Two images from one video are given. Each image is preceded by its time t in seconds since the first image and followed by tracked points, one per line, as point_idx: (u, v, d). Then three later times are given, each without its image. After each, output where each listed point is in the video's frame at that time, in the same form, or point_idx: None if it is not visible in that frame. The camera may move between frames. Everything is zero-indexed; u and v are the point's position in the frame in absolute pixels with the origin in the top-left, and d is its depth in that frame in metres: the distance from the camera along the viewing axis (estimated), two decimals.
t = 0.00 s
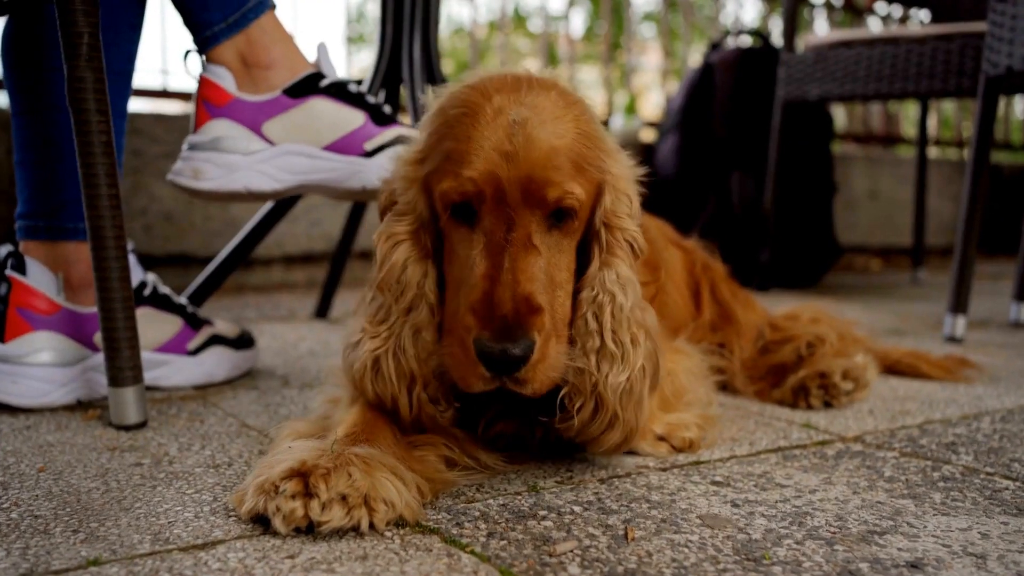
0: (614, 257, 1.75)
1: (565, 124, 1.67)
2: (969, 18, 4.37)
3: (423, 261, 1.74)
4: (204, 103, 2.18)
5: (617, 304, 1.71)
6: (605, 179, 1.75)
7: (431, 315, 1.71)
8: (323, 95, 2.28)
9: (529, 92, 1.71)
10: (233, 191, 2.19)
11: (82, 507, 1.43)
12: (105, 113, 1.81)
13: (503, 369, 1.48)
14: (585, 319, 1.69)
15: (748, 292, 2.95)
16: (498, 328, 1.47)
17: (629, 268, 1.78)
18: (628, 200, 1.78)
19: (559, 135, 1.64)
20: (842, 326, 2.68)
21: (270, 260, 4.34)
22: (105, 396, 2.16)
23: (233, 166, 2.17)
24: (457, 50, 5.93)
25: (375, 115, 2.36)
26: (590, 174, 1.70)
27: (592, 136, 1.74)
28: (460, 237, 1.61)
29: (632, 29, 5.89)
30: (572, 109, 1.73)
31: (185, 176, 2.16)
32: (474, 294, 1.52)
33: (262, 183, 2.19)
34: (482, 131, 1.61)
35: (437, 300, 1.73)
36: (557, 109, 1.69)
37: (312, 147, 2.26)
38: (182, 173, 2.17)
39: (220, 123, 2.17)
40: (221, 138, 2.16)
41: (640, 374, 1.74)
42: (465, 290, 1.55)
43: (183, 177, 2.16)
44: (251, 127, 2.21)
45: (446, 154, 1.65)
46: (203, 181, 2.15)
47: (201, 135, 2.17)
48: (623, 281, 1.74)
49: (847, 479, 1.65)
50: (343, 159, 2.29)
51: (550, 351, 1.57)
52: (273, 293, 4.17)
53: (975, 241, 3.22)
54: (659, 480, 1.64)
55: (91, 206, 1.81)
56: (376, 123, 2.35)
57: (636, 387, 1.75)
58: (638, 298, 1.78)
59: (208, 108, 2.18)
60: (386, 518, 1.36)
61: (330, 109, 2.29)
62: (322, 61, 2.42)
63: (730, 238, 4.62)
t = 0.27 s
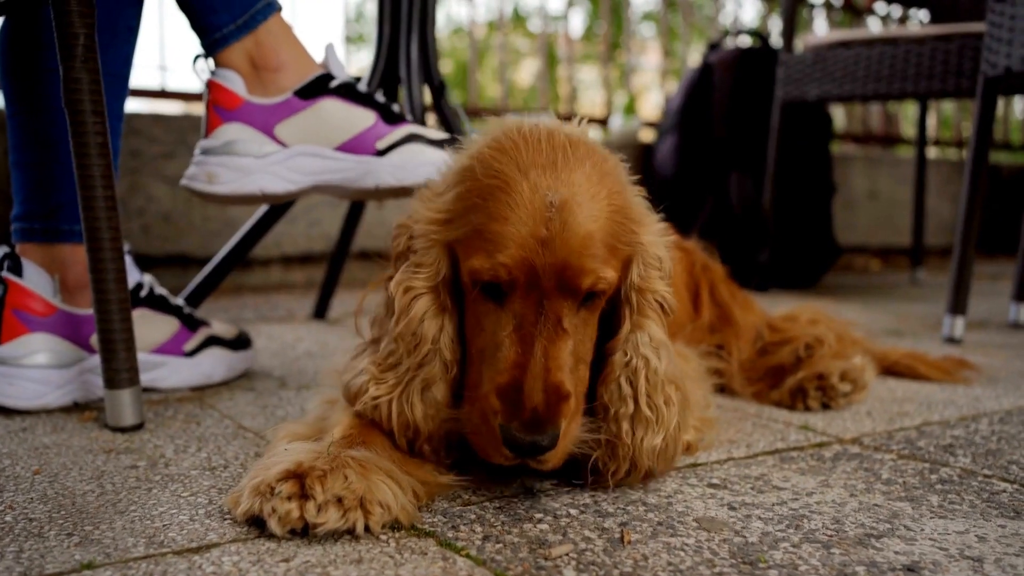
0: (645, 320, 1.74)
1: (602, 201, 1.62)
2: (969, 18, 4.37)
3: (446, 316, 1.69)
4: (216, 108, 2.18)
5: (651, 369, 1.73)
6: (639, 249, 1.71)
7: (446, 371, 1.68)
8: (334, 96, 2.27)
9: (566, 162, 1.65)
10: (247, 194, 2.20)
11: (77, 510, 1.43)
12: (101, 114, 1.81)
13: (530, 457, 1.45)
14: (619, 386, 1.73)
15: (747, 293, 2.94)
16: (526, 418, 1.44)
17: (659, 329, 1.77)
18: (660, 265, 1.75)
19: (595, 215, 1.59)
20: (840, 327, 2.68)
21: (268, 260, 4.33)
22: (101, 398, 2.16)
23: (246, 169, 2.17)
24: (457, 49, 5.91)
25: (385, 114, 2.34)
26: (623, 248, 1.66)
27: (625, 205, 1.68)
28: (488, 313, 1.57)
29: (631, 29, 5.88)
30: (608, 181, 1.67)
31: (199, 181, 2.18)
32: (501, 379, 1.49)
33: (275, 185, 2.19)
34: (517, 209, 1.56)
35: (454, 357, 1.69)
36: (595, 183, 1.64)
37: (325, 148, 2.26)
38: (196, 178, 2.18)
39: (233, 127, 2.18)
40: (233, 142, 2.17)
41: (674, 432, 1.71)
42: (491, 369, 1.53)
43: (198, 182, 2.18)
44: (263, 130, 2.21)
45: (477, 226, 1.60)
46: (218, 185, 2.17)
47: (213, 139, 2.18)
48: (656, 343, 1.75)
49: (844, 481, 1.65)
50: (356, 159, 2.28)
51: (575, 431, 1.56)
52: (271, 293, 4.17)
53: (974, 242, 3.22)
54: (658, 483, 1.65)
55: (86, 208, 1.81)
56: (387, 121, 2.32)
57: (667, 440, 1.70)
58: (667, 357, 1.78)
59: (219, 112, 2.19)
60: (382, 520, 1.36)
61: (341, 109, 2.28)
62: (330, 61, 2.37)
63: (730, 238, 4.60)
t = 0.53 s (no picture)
0: (660, 355, 1.74)
1: (608, 233, 1.63)
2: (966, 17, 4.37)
3: (448, 349, 1.67)
4: (216, 107, 2.18)
5: (674, 402, 1.70)
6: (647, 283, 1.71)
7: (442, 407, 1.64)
8: (334, 95, 2.26)
9: (571, 196, 1.66)
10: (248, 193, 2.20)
11: (69, 505, 1.43)
12: (95, 110, 1.81)
13: (543, 485, 1.38)
14: (641, 422, 1.69)
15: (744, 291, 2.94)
16: (537, 439, 1.38)
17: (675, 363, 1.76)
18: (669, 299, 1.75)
19: (602, 245, 1.59)
20: (837, 325, 2.69)
21: (266, 259, 4.34)
22: (96, 394, 2.16)
23: (246, 168, 2.17)
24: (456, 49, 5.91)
25: (385, 114, 2.32)
26: (631, 280, 1.66)
27: (631, 239, 1.69)
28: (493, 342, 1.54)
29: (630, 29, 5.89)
30: (613, 216, 1.68)
31: (199, 181, 2.18)
32: (510, 402, 1.44)
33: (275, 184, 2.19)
34: (522, 238, 1.55)
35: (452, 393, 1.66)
36: (600, 216, 1.65)
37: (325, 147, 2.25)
38: (196, 178, 2.19)
39: (232, 126, 2.18)
40: (233, 141, 2.17)
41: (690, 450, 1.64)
42: (498, 396, 1.48)
43: (199, 182, 2.18)
44: (263, 130, 2.21)
45: (481, 256, 1.59)
46: (218, 184, 2.17)
47: (213, 138, 2.18)
48: (675, 377, 1.74)
49: (837, 477, 1.65)
50: (355, 158, 2.26)
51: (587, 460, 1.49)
52: (269, 292, 4.17)
53: (971, 240, 3.22)
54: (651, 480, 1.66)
55: (81, 205, 1.81)
56: (386, 121, 2.31)
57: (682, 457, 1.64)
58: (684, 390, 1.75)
59: (219, 112, 2.19)
60: (374, 514, 1.36)
61: (341, 108, 2.27)
62: (329, 61, 2.35)
63: (727, 236, 4.60)
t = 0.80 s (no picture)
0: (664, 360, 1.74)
1: (601, 246, 1.65)
2: (963, 13, 4.37)
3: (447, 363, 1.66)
4: (217, 103, 2.18)
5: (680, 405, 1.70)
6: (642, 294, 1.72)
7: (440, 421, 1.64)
8: (334, 89, 2.27)
9: (562, 211, 1.68)
10: (250, 187, 2.20)
11: (65, 492, 1.44)
12: (92, 102, 1.82)
13: (547, 499, 1.34)
14: (651, 427, 1.67)
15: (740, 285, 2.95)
16: (540, 448, 1.37)
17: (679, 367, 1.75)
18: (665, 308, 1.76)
19: (595, 258, 1.61)
20: (835, 318, 2.69)
21: (264, 255, 4.34)
22: (93, 386, 2.17)
23: (249, 162, 2.17)
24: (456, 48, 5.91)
25: (386, 107, 2.34)
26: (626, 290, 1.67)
27: (624, 251, 1.71)
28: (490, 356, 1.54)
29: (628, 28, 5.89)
30: (605, 229, 1.70)
31: (202, 175, 2.17)
32: (510, 412, 1.44)
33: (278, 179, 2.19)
34: (515, 251, 1.57)
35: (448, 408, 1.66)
36: (592, 230, 1.67)
37: (327, 141, 2.25)
38: (199, 172, 2.18)
39: (234, 121, 2.18)
40: (235, 136, 2.17)
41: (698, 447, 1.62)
42: (497, 408, 1.47)
43: (201, 177, 2.17)
44: (264, 124, 2.20)
45: (474, 270, 1.59)
46: (220, 178, 2.16)
47: (215, 133, 2.17)
48: (680, 380, 1.74)
49: (830, 466, 1.66)
50: (357, 151, 2.28)
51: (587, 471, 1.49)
52: (266, 287, 4.18)
53: (966, 235, 3.23)
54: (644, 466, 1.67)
55: (77, 196, 1.82)
56: (388, 115, 2.33)
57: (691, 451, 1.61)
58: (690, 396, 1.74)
59: (221, 107, 2.18)
60: (368, 499, 1.37)
61: (342, 102, 2.28)
62: (330, 55, 2.34)
63: (727, 231, 4.62)
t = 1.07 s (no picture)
0: (661, 347, 1.74)
1: (590, 220, 1.64)
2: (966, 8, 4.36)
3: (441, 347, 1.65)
4: (221, 92, 2.18)
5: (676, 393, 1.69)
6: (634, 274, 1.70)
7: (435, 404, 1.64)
8: (339, 79, 2.28)
9: (553, 188, 1.69)
10: (255, 176, 2.21)
11: (64, 477, 1.44)
12: (92, 90, 1.81)
13: (531, 453, 1.33)
14: (647, 415, 1.66)
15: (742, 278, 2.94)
16: (520, 398, 1.34)
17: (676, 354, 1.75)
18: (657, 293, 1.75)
19: (584, 229, 1.60)
20: (836, 309, 2.68)
21: (265, 250, 4.35)
22: (93, 376, 2.17)
23: (254, 151, 2.17)
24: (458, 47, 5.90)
25: (390, 97, 2.35)
26: (617, 266, 1.66)
27: (616, 231, 1.70)
28: (477, 326, 1.52)
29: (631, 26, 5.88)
30: (596, 207, 1.70)
31: (206, 165, 2.17)
32: (494, 369, 1.41)
33: (283, 167, 2.19)
34: (501, 220, 1.57)
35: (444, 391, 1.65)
36: (581, 205, 1.67)
37: (332, 131, 2.25)
38: (202, 162, 2.17)
39: (238, 110, 2.18)
40: (239, 125, 2.17)
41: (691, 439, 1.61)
42: (482, 369, 1.44)
43: (205, 166, 2.16)
44: (269, 113, 2.21)
45: (462, 243, 1.59)
46: (224, 168, 2.16)
47: (218, 123, 2.17)
48: (676, 368, 1.73)
49: (829, 454, 1.66)
50: (360, 141, 2.28)
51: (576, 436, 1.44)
52: (268, 282, 4.18)
53: (968, 229, 3.22)
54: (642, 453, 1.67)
55: (78, 184, 1.82)
56: (391, 104, 2.33)
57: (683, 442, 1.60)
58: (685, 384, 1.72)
59: (224, 96, 2.18)
60: (367, 483, 1.37)
61: (346, 92, 2.29)
62: (334, 47, 2.37)
63: (727, 226, 4.62)
